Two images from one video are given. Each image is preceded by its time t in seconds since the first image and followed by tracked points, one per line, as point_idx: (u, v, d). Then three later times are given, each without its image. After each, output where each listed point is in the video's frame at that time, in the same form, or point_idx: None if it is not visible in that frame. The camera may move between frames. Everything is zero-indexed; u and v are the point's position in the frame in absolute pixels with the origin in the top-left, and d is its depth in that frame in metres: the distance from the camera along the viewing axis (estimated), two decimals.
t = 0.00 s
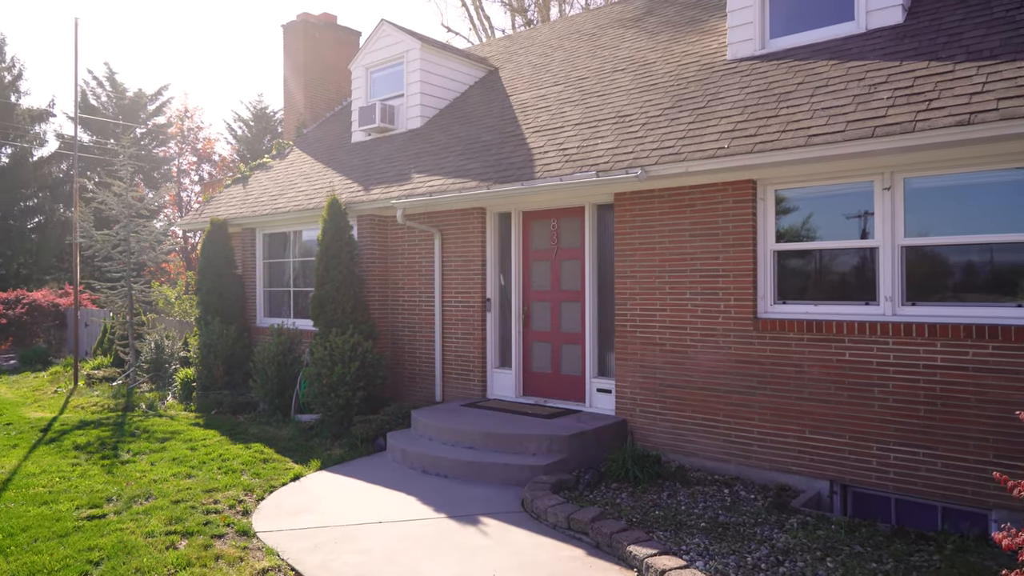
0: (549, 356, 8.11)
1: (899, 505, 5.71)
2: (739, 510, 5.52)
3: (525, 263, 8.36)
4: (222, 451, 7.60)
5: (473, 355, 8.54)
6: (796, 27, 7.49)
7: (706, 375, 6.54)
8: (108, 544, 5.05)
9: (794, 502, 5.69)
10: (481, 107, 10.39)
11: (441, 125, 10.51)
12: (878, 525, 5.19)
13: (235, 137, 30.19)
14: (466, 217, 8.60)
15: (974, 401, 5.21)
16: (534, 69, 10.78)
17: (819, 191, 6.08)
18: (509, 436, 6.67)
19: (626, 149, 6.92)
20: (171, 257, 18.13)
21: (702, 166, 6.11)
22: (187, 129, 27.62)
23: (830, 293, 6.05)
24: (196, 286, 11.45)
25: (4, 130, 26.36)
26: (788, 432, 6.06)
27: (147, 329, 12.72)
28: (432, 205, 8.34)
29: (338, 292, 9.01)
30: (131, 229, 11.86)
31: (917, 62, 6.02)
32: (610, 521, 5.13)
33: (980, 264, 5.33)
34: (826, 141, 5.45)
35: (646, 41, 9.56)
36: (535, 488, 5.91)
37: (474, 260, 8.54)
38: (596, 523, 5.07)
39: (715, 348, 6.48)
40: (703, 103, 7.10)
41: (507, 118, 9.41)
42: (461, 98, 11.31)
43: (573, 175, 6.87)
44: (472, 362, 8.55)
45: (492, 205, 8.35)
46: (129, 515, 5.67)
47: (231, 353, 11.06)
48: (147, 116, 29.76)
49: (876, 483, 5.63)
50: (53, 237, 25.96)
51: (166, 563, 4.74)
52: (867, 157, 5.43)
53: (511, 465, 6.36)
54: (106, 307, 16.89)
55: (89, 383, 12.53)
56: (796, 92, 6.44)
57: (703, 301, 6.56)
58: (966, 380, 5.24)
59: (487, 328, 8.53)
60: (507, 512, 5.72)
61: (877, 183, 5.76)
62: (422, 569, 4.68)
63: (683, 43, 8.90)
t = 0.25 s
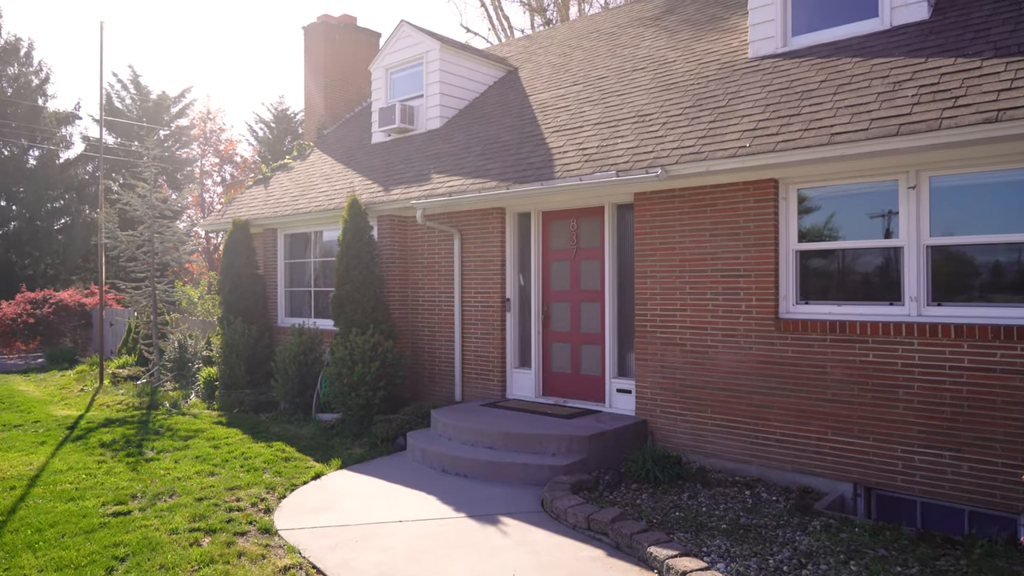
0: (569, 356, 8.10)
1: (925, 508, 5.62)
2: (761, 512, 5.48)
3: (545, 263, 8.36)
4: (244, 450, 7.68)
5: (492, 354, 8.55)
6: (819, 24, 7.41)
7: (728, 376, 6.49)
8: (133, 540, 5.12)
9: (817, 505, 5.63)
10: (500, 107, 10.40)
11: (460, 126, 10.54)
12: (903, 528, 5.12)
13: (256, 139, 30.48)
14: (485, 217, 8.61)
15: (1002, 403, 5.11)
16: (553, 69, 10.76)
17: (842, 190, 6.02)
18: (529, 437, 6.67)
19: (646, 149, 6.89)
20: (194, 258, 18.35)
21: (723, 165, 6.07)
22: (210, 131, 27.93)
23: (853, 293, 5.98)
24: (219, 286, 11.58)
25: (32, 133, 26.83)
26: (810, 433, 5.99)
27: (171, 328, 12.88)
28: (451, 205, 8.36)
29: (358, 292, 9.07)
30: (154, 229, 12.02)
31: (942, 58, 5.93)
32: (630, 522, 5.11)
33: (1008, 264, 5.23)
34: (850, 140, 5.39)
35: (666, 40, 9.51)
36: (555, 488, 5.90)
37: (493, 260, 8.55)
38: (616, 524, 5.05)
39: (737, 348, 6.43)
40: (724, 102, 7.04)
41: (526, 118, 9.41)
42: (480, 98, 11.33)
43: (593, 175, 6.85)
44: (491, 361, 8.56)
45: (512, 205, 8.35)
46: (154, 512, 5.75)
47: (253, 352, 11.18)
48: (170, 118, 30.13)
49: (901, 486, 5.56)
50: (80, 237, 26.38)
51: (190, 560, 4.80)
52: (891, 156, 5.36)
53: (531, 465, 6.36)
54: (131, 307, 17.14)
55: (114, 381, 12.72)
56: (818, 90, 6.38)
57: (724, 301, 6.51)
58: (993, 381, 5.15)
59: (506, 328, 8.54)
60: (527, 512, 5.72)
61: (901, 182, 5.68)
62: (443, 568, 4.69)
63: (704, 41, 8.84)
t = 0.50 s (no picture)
0: (588, 356, 8.08)
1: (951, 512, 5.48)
2: (783, 515, 5.42)
3: (564, 263, 8.34)
4: (266, 448, 7.75)
5: (511, 355, 8.55)
6: (842, 21, 7.33)
7: (749, 376, 6.44)
8: (157, 537, 5.19)
9: (840, 507, 5.56)
10: (520, 107, 10.40)
11: (479, 126, 10.55)
12: (929, 532, 5.04)
13: (277, 140, 30.75)
14: (505, 217, 8.61)
15: None
16: (572, 69, 10.74)
17: (866, 189, 5.94)
18: (549, 437, 6.66)
19: (666, 148, 6.85)
20: (217, 258, 18.55)
21: (744, 164, 6.02)
22: (232, 132, 28.21)
23: (877, 293, 5.91)
24: (241, 286, 11.69)
25: (58, 135, 27.14)
26: (833, 435, 5.93)
27: (194, 327, 13.03)
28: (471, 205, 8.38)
29: (378, 292, 9.11)
30: (177, 230, 12.16)
31: (969, 54, 5.83)
32: (651, 523, 5.09)
33: None
34: (874, 138, 5.32)
35: (686, 39, 9.45)
36: (574, 488, 5.89)
37: (513, 260, 8.55)
38: (636, 525, 5.03)
39: (758, 349, 6.37)
40: (745, 101, 6.99)
41: (545, 118, 9.41)
42: (499, 98, 11.34)
43: (612, 175, 6.83)
44: (511, 361, 8.56)
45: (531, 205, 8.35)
46: (178, 509, 5.82)
47: (275, 352, 11.28)
48: (192, 120, 30.47)
49: (927, 489, 5.48)
50: (105, 238, 26.76)
51: (213, 557, 4.86)
52: (917, 154, 5.28)
53: (550, 466, 6.35)
54: (155, 307, 17.38)
55: (138, 380, 12.89)
56: (841, 87, 6.31)
57: (745, 301, 6.46)
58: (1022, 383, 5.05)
59: (525, 328, 8.53)
60: (547, 512, 5.71)
61: (927, 180, 5.60)
62: (463, 568, 4.70)
63: (724, 40, 8.78)
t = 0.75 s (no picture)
0: (607, 356, 8.05)
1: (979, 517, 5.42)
2: (805, 517, 5.37)
3: (583, 263, 8.32)
4: (287, 447, 7.81)
5: (531, 355, 8.55)
6: (865, 17, 7.24)
7: (770, 377, 6.38)
8: (181, 534, 5.25)
9: (864, 510, 5.49)
10: (539, 107, 10.39)
11: (498, 126, 10.56)
12: (955, 536, 4.96)
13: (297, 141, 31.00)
14: (524, 217, 8.61)
15: None
16: (591, 68, 10.71)
17: (890, 188, 5.86)
18: (568, 437, 6.65)
19: (686, 147, 6.81)
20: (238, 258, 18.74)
21: (766, 163, 5.97)
22: (253, 133, 28.47)
23: (902, 293, 5.82)
24: (262, 286, 11.80)
25: (83, 137, 27.35)
26: (857, 437, 5.85)
27: (216, 327, 13.17)
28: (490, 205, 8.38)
29: (397, 292, 9.15)
30: (199, 230, 12.30)
31: (996, 50, 5.74)
32: (671, 524, 5.06)
33: None
34: (898, 136, 5.25)
35: (706, 37, 9.39)
36: (594, 489, 5.87)
37: (532, 260, 8.55)
38: (657, 526, 5.00)
39: (780, 349, 6.32)
40: (766, 99, 6.93)
41: (564, 117, 9.39)
42: (518, 98, 11.35)
43: (632, 175, 6.80)
44: (530, 362, 8.56)
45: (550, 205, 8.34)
46: (200, 507, 5.88)
47: (295, 351, 11.36)
48: (214, 122, 30.77)
49: (953, 493, 5.39)
50: (128, 238, 27.57)
51: (235, 554, 4.90)
52: (943, 152, 5.20)
53: (570, 466, 6.34)
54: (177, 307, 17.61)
55: (161, 379, 13.06)
56: (865, 85, 6.23)
57: (767, 301, 6.40)
58: None
59: (544, 328, 8.52)
60: (566, 512, 5.70)
61: (953, 178, 5.51)
62: (483, 567, 4.70)
63: (745, 38, 8.71)
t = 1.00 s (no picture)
0: (627, 357, 8.02)
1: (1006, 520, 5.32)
2: (827, 519, 5.31)
3: (602, 263, 8.30)
4: (307, 446, 7.87)
5: (549, 355, 8.54)
6: (888, 14, 7.15)
7: (792, 378, 6.32)
8: (204, 532, 5.31)
9: (887, 513, 5.42)
10: (558, 106, 10.38)
11: (517, 126, 10.56)
12: (982, 540, 4.88)
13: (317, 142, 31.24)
14: (542, 217, 8.60)
15: None
16: (610, 68, 10.68)
17: (914, 186, 5.78)
18: (587, 437, 6.63)
19: (706, 146, 6.77)
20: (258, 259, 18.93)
21: (787, 162, 5.91)
22: (273, 135, 28.72)
23: (926, 293, 5.74)
24: (283, 286, 11.90)
25: (108, 140, 27.67)
26: (880, 439, 5.78)
27: (237, 326, 13.31)
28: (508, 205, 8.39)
29: (417, 292, 9.19)
30: (221, 231, 12.43)
31: None
32: (691, 526, 5.03)
33: None
34: (923, 134, 5.17)
35: (726, 35, 9.33)
36: (613, 489, 5.85)
37: (551, 259, 8.54)
38: (677, 527, 4.97)
39: (801, 350, 6.26)
40: (787, 97, 6.87)
41: (583, 117, 9.38)
42: (537, 98, 11.34)
43: (652, 174, 6.77)
44: (548, 362, 8.55)
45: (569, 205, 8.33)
46: (223, 504, 5.95)
47: (315, 351, 11.45)
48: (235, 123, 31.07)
49: (979, 496, 5.31)
50: (151, 240, 28.08)
51: (257, 552, 4.95)
52: (968, 149, 5.12)
53: (589, 466, 6.33)
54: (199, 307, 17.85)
55: (184, 378, 13.22)
56: (888, 82, 6.15)
57: (788, 301, 6.34)
58: None
59: (563, 328, 8.51)
60: (586, 513, 5.69)
61: (979, 176, 5.42)
62: (502, 567, 4.71)
63: (766, 35, 8.64)
